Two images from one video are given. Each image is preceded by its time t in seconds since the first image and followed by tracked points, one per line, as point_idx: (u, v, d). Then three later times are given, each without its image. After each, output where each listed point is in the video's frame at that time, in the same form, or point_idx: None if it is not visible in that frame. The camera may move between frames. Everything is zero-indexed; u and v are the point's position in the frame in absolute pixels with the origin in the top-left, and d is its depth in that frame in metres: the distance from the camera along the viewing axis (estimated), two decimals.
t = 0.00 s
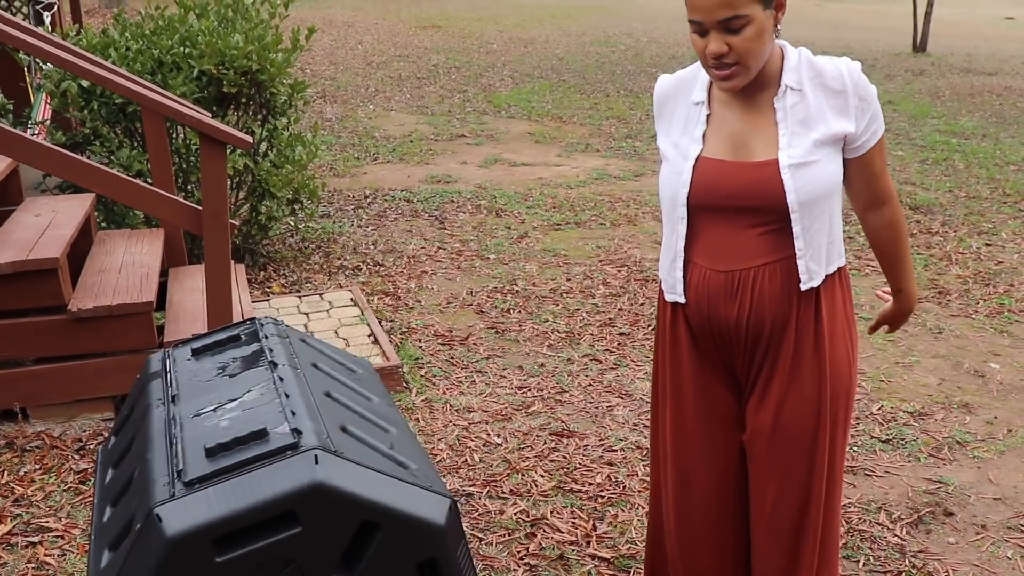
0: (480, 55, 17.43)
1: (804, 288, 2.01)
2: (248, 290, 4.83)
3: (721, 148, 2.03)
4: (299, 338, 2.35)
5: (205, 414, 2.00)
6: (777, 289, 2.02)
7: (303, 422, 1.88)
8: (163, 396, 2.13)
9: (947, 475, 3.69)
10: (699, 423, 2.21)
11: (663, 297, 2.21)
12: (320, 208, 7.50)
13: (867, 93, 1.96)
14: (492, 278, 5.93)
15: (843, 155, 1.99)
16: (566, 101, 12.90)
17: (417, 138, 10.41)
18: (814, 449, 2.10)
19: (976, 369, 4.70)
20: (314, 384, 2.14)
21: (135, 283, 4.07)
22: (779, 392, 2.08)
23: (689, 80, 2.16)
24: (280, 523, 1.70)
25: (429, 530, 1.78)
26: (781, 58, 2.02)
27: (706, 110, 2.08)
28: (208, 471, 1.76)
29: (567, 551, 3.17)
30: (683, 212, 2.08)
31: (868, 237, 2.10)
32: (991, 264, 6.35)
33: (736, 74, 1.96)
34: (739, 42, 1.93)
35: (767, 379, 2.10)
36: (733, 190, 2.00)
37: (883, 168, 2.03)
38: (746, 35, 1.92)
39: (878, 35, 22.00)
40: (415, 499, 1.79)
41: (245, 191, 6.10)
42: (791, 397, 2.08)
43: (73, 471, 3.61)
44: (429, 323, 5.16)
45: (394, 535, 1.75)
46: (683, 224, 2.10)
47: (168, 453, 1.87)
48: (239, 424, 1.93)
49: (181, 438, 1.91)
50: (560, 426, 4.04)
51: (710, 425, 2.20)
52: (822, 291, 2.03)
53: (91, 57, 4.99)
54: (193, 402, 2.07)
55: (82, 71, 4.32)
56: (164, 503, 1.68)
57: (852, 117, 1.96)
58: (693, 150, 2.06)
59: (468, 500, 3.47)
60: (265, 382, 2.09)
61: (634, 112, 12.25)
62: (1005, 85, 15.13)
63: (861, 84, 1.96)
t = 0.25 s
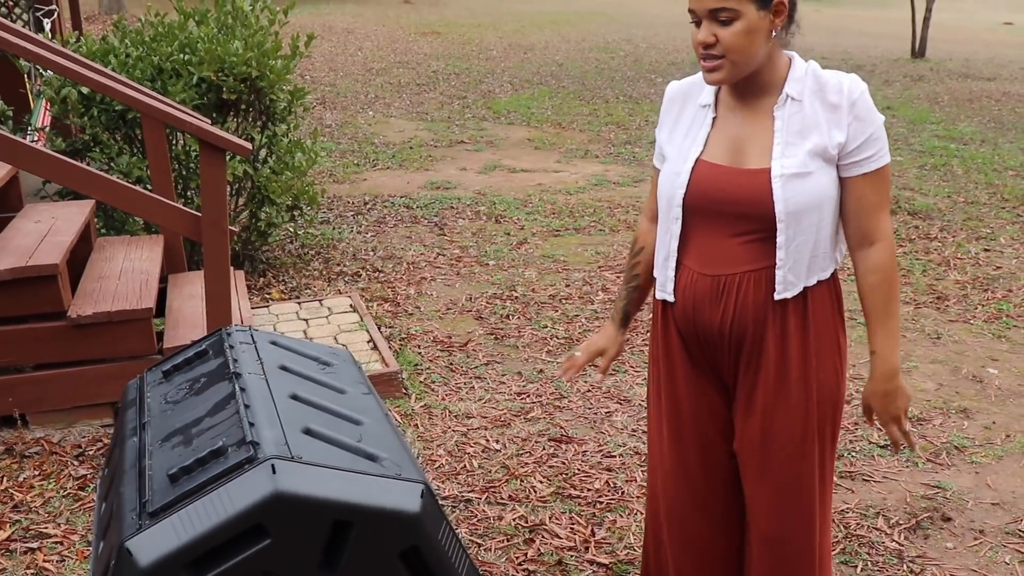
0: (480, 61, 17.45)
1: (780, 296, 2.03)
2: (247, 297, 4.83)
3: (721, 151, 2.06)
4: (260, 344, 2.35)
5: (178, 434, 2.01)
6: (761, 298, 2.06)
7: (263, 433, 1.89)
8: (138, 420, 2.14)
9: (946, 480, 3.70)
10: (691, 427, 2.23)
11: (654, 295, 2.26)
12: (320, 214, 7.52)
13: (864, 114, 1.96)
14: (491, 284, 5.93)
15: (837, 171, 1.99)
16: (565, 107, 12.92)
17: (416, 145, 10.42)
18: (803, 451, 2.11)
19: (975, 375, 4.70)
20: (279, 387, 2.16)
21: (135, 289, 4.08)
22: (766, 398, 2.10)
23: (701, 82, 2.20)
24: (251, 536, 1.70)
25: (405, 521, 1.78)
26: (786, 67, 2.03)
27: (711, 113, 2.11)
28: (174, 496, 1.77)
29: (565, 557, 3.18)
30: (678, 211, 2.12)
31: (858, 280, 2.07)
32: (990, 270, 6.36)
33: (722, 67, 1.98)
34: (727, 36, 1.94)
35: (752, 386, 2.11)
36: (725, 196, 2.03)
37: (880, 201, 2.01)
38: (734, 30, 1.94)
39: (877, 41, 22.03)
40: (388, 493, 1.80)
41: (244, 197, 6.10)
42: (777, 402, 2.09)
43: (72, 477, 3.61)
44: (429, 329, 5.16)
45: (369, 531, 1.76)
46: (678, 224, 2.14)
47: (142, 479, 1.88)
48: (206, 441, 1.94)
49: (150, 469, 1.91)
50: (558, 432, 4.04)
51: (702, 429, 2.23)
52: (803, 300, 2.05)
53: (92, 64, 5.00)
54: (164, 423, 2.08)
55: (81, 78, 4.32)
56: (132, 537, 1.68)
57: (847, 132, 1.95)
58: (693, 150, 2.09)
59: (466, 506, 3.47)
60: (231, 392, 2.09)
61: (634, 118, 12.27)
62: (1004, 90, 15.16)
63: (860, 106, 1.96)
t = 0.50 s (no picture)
0: (480, 72, 17.51)
1: (758, 302, 2.06)
2: (248, 307, 4.85)
3: (716, 157, 2.08)
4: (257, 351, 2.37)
5: (178, 441, 2.02)
6: (744, 305, 2.08)
7: (262, 442, 1.90)
8: (139, 427, 2.15)
9: (944, 489, 3.70)
10: (681, 431, 2.28)
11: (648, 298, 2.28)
12: (320, 224, 7.53)
13: (854, 131, 1.95)
14: (491, 294, 5.95)
15: (825, 185, 1.99)
16: (565, 118, 12.96)
17: (417, 155, 10.45)
18: (788, 461, 2.14)
19: (973, 384, 4.71)
20: (280, 397, 2.17)
21: (135, 299, 4.09)
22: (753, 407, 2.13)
23: (707, 89, 2.22)
24: (250, 545, 1.71)
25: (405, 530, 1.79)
26: (794, 81, 2.04)
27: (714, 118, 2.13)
28: (175, 503, 1.78)
29: (564, 566, 3.18)
30: (671, 215, 2.14)
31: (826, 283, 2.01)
32: (988, 279, 6.37)
33: (737, 72, 1.98)
34: (747, 42, 1.94)
35: (740, 394, 2.14)
36: (715, 200, 2.05)
37: (864, 216, 1.98)
38: (755, 37, 1.94)
39: (876, 51, 22.09)
40: (388, 501, 1.80)
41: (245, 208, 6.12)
42: (765, 412, 2.12)
43: (71, 487, 3.62)
44: (428, 339, 5.18)
45: (369, 540, 1.77)
46: (671, 226, 2.16)
47: (142, 485, 1.89)
48: (207, 449, 1.95)
49: (150, 476, 1.92)
50: (557, 442, 4.05)
51: (692, 432, 2.27)
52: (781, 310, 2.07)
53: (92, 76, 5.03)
54: (165, 430, 2.09)
55: (81, 89, 4.33)
56: (134, 543, 1.68)
57: (835, 146, 1.95)
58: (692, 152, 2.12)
59: (466, 515, 3.48)
60: (230, 401, 2.10)
61: (633, 129, 12.31)
62: (1002, 100, 15.19)
63: (852, 121, 1.96)
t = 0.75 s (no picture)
0: (480, 83, 17.57)
1: (762, 317, 2.07)
2: (248, 317, 4.87)
3: (710, 170, 2.10)
4: (277, 360, 2.40)
5: (198, 437, 2.04)
6: (742, 316, 2.09)
7: (290, 445, 1.92)
8: (157, 419, 2.17)
9: (941, 497, 3.71)
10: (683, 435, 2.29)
11: (644, 309, 2.30)
12: (320, 235, 7.56)
13: (851, 145, 1.98)
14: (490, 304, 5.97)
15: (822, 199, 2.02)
16: (565, 128, 13.00)
17: (417, 166, 10.49)
18: (792, 470, 2.16)
19: (971, 392, 4.72)
20: (302, 407, 2.19)
21: (136, 309, 4.11)
22: (749, 418, 2.14)
23: (700, 101, 2.24)
24: (267, 545, 1.73)
25: (419, 548, 1.81)
26: (787, 95, 2.06)
27: (708, 132, 2.15)
28: (198, 492, 1.80)
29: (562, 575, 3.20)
30: (667, 227, 2.16)
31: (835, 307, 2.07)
32: (986, 288, 6.39)
33: (731, 91, 2.01)
34: (740, 61, 1.97)
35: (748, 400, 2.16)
36: (710, 213, 2.07)
37: (864, 230, 2.03)
38: (746, 56, 1.96)
39: (876, 61, 22.13)
40: (405, 519, 1.83)
41: (245, 218, 6.15)
42: (762, 424, 2.14)
43: (71, 496, 3.63)
44: (427, 349, 5.20)
45: (383, 555, 1.79)
46: (666, 239, 2.18)
47: (161, 475, 1.91)
48: (230, 447, 1.97)
49: (172, 465, 1.94)
50: (556, 451, 4.06)
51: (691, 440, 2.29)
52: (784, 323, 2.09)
53: (93, 87, 5.06)
54: (185, 425, 2.11)
55: (82, 100, 4.35)
56: (154, 528, 1.70)
57: (831, 161, 1.98)
58: (686, 166, 2.14)
59: (464, 524, 3.49)
60: (252, 406, 2.13)
61: (633, 139, 12.34)
62: (1001, 109, 15.23)
63: (848, 136, 1.98)
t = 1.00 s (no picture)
0: (481, 91, 17.62)
1: (764, 322, 2.08)
2: (248, 325, 4.89)
3: (702, 181, 2.13)
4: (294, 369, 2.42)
5: (216, 435, 2.06)
6: (742, 322, 2.10)
7: (310, 449, 1.94)
8: (174, 415, 2.18)
9: (939, 502, 3.73)
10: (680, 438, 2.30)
11: (636, 321, 2.31)
12: (321, 244, 7.58)
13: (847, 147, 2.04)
14: (490, 311, 5.99)
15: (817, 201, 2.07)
16: (565, 136, 13.03)
17: (418, 174, 10.51)
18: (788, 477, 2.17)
19: (969, 398, 4.73)
20: (320, 416, 2.20)
21: (137, 318, 4.13)
22: (746, 427, 2.15)
23: (684, 114, 2.27)
24: (279, 545, 1.75)
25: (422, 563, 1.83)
26: (770, 103, 2.10)
27: (695, 144, 2.18)
28: (220, 486, 1.81)
29: None
30: (661, 240, 2.19)
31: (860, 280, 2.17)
32: (985, 294, 6.40)
33: (717, 108, 2.04)
34: (724, 76, 2.00)
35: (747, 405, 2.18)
36: (704, 223, 2.10)
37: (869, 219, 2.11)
38: (730, 70, 2.00)
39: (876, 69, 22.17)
40: (412, 533, 1.85)
41: (246, 227, 6.17)
42: (758, 432, 2.15)
43: (73, 504, 3.65)
44: (427, 356, 5.22)
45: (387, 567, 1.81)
46: (660, 252, 2.20)
47: (178, 469, 1.93)
48: (247, 445, 1.99)
49: (189, 458, 1.96)
50: (555, 457, 4.08)
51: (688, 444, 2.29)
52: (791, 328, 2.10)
53: (95, 97, 5.09)
54: (204, 423, 2.12)
55: (83, 110, 4.38)
56: (172, 517, 1.73)
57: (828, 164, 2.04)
58: (676, 180, 2.16)
59: (463, 530, 3.51)
60: (273, 408, 2.15)
61: (633, 147, 12.37)
62: (1001, 116, 15.25)
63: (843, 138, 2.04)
